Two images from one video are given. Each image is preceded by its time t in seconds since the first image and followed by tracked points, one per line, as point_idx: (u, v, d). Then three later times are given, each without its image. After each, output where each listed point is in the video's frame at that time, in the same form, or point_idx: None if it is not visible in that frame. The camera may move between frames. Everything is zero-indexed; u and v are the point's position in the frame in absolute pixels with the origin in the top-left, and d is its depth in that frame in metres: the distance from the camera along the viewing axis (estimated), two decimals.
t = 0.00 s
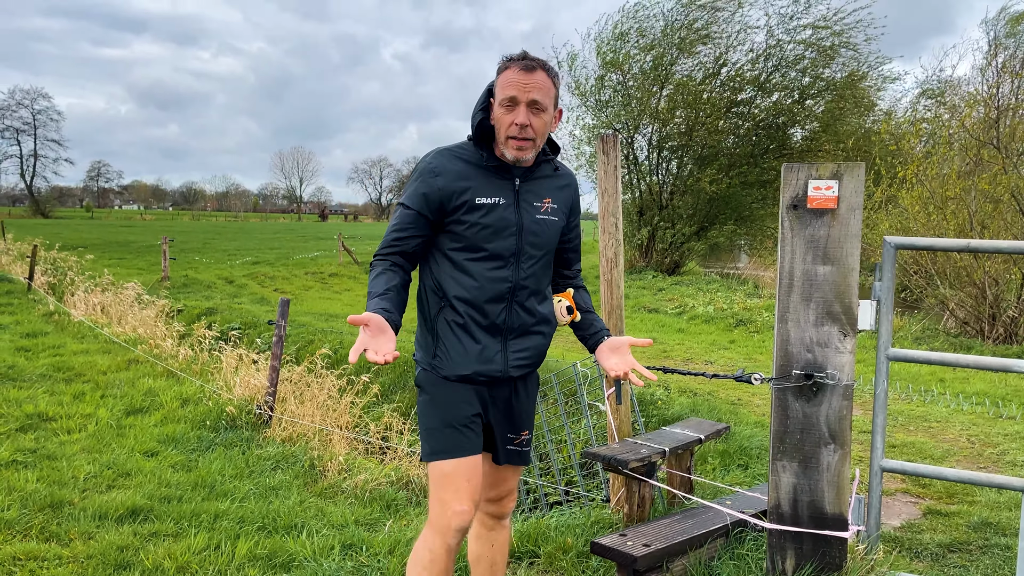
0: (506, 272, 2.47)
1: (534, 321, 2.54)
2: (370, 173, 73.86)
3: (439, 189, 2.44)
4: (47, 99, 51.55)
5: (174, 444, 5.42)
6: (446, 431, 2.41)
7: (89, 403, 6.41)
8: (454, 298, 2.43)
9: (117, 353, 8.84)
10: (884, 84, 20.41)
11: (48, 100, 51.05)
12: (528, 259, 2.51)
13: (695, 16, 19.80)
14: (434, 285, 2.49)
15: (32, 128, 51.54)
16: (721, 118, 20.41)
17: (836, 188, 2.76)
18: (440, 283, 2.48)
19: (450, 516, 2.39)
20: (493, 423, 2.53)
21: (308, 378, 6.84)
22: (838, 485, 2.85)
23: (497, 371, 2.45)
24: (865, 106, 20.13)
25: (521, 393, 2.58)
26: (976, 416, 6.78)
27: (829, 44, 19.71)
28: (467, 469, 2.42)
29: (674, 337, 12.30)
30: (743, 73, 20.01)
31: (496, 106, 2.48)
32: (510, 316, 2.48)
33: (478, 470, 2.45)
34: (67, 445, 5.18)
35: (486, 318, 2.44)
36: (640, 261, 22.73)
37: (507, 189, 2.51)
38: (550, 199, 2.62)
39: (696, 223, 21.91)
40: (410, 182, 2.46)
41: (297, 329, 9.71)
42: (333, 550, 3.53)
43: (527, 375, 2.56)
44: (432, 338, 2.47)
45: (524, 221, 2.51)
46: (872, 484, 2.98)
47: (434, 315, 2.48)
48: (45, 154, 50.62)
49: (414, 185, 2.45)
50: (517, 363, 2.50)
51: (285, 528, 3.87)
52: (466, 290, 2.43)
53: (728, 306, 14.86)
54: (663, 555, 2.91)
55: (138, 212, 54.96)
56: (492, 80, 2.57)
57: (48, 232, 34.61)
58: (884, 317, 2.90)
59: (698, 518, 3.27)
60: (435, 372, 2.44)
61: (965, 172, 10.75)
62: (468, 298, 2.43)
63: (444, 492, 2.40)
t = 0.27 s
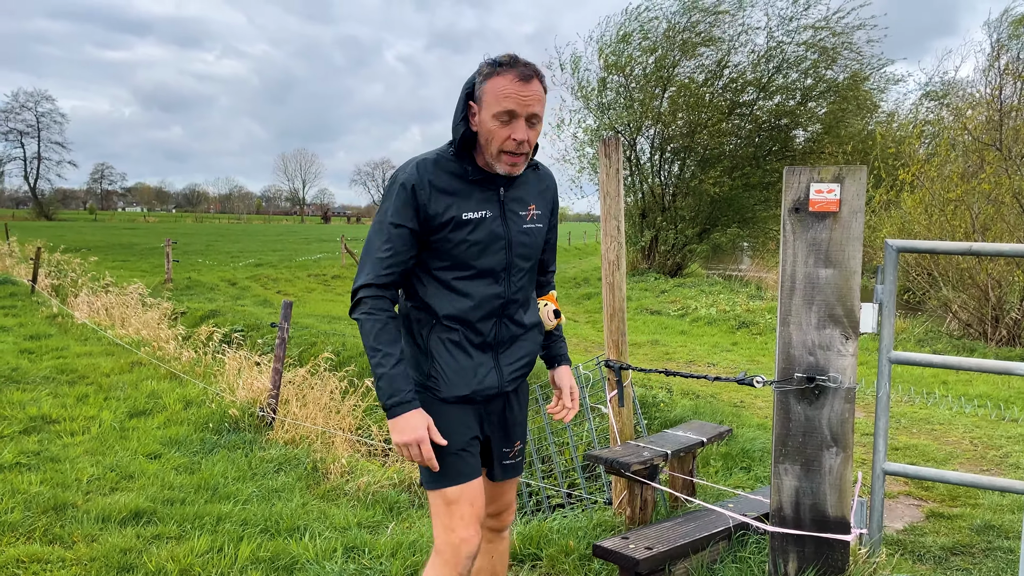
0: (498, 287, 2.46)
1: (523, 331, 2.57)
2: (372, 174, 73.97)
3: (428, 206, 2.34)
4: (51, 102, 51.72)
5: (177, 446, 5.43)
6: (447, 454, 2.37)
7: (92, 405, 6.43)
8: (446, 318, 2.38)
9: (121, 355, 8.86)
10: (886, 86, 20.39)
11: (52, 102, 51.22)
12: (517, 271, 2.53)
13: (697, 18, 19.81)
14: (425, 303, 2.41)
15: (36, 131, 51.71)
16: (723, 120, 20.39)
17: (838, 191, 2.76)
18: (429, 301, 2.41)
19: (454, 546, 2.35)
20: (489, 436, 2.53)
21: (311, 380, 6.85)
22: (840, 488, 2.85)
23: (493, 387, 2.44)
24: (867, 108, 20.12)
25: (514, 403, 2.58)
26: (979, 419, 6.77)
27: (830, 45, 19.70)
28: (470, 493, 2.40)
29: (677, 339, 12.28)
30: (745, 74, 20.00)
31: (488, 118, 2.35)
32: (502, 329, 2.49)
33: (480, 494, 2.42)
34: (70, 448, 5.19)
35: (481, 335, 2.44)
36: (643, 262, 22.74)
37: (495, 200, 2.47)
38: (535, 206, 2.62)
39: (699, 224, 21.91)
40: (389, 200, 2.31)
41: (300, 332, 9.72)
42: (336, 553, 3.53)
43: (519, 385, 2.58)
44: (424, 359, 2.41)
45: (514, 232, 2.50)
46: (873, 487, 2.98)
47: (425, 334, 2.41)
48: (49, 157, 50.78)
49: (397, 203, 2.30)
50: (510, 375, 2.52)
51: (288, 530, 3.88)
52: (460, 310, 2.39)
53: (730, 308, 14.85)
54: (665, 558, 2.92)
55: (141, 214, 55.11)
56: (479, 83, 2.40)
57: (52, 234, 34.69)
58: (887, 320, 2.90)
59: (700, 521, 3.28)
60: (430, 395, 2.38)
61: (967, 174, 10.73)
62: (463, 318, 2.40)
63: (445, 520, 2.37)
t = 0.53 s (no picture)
0: (501, 289, 2.49)
1: (511, 329, 2.64)
2: (375, 176, 74.08)
3: (461, 211, 2.25)
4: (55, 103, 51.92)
5: (182, 448, 5.45)
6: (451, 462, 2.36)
7: (97, 406, 6.45)
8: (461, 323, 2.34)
9: (125, 357, 8.89)
10: (889, 87, 20.35)
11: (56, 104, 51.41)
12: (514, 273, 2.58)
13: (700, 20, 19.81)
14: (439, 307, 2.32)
15: (40, 132, 51.91)
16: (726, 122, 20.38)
17: (842, 196, 2.77)
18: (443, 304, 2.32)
19: (445, 558, 2.40)
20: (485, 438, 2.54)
21: (315, 382, 6.87)
22: (844, 491, 2.85)
23: (493, 388, 2.48)
24: (870, 109, 20.09)
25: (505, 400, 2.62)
26: (983, 422, 6.75)
27: (833, 47, 19.68)
28: (465, 501, 2.42)
29: (680, 341, 12.28)
30: (748, 76, 19.99)
31: (541, 131, 2.26)
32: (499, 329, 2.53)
33: (474, 501, 2.45)
34: (75, 449, 5.21)
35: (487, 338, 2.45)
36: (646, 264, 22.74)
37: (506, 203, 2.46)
38: (528, 206, 2.69)
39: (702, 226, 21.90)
40: (422, 202, 2.15)
41: (303, 333, 9.74)
42: (340, 556, 3.54)
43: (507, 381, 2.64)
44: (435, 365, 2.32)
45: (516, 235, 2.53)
46: (877, 490, 2.98)
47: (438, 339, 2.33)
48: (54, 158, 50.97)
49: (430, 207, 2.16)
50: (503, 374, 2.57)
51: (292, 533, 3.89)
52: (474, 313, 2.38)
53: (733, 310, 14.84)
54: (669, 561, 2.91)
55: (144, 215, 55.24)
56: (524, 89, 2.25)
57: (56, 235, 34.82)
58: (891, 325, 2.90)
59: (703, 525, 3.28)
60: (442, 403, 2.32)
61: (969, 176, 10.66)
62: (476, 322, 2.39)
63: (438, 531, 2.40)
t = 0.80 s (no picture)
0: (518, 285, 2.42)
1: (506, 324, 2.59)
2: (378, 176, 74.22)
3: (510, 204, 2.13)
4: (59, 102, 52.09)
5: (186, 448, 5.46)
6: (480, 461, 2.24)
7: (101, 407, 6.47)
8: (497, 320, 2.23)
9: (128, 357, 8.91)
10: (893, 88, 20.32)
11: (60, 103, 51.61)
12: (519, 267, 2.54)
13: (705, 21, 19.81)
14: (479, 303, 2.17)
15: (44, 132, 52.05)
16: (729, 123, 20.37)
17: (847, 198, 2.77)
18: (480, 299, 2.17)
19: (467, 557, 2.29)
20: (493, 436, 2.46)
21: (318, 383, 6.88)
22: (848, 493, 2.85)
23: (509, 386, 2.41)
24: (873, 110, 20.06)
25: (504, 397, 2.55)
26: (987, 425, 6.74)
27: (836, 48, 19.65)
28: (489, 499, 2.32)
29: (682, 343, 12.27)
30: (751, 77, 19.99)
31: (563, 124, 2.31)
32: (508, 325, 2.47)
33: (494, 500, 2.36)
34: (79, 449, 5.23)
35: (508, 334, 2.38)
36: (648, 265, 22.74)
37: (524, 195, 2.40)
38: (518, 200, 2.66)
39: (705, 227, 21.89)
40: (479, 185, 1.99)
41: (306, 334, 9.75)
42: (344, 556, 3.55)
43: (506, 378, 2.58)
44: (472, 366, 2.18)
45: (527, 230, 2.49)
46: (882, 492, 2.99)
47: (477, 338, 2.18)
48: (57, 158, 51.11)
49: (488, 194, 2.01)
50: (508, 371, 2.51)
51: (296, 533, 3.90)
52: (509, 305, 2.26)
53: (737, 312, 14.83)
54: (673, 562, 2.92)
55: (148, 215, 55.34)
56: (545, 82, 2.27)
57: (60, 235, 34.90)
58: (896, 327, 2.90)
59: (708, 526, 3.28)
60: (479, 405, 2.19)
61: (973, 177, 10.66)
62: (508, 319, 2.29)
63: (459, 531, 2.27)
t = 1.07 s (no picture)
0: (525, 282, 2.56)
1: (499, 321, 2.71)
2: (381, 175, 74.26)
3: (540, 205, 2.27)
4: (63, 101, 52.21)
5: (190, 447, 5.47)
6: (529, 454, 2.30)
7: (106, 405, 6.48)
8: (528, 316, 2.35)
9: (133, 356, 8.93)
10: (897, 89, 20.26)
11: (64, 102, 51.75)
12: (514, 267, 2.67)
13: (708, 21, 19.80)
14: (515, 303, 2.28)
15: (48, 131, 52.18)
16: (733, 124, 20.35)
17: (853, 200, 2.77)
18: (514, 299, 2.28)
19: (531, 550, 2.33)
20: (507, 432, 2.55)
21: (322, 382, 6.89)
22: (854, 494, 2.85)
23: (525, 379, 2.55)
24: (877, 111, 20.03)
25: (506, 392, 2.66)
26: (991, 426, 6.72)
27: (840, 48, 19.61)
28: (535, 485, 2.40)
29: (686, 343, 12.27)
30: (754, 78, 19.96)
31: (563, 131, 2.44)
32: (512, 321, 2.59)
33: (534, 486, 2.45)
34: (85, 447, 5.25)
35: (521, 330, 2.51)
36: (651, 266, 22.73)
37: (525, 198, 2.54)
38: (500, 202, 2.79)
39: (708, 228, 21.88)
40: (524, 188, 2.12)
41: (310, 333, 9.76)
42: (349, 555, 3.56)
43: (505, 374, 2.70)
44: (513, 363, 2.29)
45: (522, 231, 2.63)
46: (887, 493, 2.99)
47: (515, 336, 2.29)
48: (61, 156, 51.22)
49: (530, 199, 2.14)
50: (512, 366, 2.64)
51: (301, 532, 3.91)
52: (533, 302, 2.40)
53: (740, 312, 14.80)
54: (679, 563, 2.92)
55: (151, 214, 55.46)
56: (549, 94, 2.38)
57: (63, 234, 34.96)
58: (901, 328, 2.90)
59: (712, 527, 3.28)
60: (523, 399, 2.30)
61: (978, 179, 10.64)
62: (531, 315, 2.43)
63: (519, 526, 2.29)
